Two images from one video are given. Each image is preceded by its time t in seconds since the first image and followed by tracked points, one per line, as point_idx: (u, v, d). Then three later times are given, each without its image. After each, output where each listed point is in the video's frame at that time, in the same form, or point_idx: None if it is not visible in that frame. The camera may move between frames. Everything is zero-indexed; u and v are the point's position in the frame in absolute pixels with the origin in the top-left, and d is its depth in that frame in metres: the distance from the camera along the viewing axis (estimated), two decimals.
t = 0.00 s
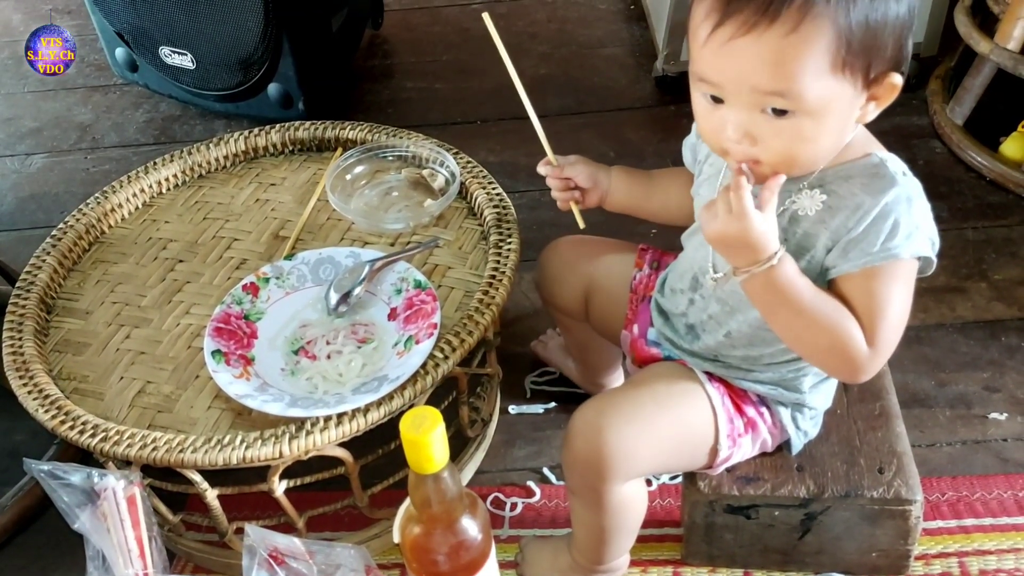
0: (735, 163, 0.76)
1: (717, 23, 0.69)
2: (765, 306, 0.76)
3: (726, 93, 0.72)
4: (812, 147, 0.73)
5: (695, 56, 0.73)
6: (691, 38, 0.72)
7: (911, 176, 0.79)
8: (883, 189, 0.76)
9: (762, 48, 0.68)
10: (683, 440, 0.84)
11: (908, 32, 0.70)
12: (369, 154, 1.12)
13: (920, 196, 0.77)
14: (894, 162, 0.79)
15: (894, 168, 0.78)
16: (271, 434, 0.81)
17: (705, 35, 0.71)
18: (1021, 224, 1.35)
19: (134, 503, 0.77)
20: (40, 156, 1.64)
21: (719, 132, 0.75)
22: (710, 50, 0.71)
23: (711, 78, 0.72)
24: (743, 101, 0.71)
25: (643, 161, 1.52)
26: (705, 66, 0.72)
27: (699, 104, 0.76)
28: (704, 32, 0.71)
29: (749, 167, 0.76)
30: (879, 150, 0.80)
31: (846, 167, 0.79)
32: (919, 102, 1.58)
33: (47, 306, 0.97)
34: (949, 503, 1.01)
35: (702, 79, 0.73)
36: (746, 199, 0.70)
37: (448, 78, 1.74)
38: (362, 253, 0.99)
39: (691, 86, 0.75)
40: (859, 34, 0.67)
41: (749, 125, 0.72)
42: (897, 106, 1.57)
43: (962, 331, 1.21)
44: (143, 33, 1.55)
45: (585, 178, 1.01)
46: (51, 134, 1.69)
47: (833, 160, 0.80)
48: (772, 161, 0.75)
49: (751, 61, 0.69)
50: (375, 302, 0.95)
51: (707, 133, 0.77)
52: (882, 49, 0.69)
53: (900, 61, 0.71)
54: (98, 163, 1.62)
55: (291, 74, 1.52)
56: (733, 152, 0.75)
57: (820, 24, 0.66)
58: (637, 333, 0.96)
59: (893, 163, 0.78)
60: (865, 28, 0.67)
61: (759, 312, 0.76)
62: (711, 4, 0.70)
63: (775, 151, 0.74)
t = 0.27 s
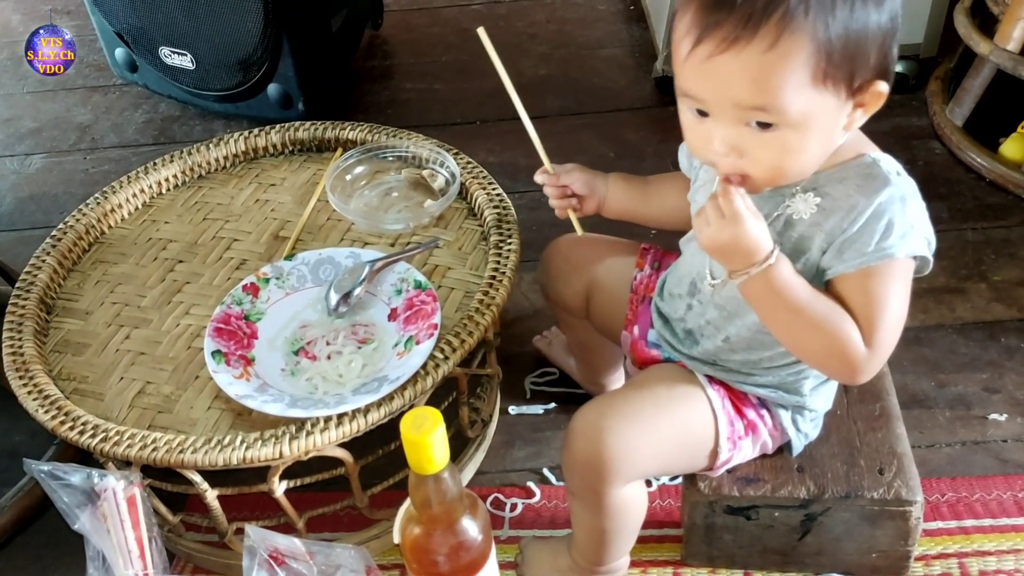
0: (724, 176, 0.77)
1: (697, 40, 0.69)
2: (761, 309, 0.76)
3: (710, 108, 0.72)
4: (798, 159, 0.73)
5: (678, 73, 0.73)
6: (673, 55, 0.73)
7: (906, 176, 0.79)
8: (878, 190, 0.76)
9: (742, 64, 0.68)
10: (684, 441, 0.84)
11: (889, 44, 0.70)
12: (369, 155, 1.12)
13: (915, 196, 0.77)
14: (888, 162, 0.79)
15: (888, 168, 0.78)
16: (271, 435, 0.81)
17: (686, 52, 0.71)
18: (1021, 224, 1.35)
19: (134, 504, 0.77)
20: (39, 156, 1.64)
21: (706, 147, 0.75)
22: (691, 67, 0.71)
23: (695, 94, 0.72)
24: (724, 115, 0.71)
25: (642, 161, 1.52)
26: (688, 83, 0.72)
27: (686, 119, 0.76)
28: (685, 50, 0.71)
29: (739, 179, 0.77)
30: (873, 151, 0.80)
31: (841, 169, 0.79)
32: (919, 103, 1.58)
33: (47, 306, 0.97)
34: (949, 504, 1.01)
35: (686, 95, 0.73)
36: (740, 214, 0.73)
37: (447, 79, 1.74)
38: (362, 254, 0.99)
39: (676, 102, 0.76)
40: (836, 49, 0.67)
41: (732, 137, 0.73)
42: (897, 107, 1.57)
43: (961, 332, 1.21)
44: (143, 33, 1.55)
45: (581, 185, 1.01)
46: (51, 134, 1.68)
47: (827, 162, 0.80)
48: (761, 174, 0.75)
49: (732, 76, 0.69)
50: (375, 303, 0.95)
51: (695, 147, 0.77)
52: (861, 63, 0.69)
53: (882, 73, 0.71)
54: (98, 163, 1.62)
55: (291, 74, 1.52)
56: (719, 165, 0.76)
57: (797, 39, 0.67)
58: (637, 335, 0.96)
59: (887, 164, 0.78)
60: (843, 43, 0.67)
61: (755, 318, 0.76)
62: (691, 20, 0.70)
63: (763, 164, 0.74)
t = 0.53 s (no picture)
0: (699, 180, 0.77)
1: (663, 48, 0.70)
2: (742, 301, 0.78)
3: (678, 115, 0.72)
4: (769, 164, 0.73)
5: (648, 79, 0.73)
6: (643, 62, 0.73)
7: (889, 176, 0.78)
8: (858, 191, 0.76)
9: (703, 74, 0.68)
10: (685, 446, 0.84)
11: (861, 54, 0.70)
12: (369, 155, 1.12)
13: (897, 195, 0.76)
14: (872, 161, 0.78)
15: (870, 168, 0.77)
16: (271, 435, 0.81)
17: (653, 59, 0.71)
18: (1020, 225, 1.35)
19: (133, 504, 0.77)
20: (38, 157, 1.64)
21: (679, 152, 0.75)
22: (658, 75, 0.71)
23: (663, 100, 0.72)
24: (692, 121, 0.72)
25: (642, 162, 1.52)
26: (657, 89, 0.72)
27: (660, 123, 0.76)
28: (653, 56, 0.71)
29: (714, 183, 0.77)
30: (856, 151, 0.79)
31: (823, 172, 0.78)
32: (918, 104, 1.58)
33: (46, 307, 0.97)
34: (948, 504, 1.01)
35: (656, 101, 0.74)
36: (711, 217, 0.74)
37: (447, 80, 1.74)
38: (361, 254, 0.99)
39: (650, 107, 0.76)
40: (803, 60, 0.67)
41: (701, 143, 0.73)
42: (896, 107, 1.57)
43: (961, 332, 1.21)
44: (142, 34, 1.55)
45: (569, 196, 1.01)
46: (51, 135, 1.69)
47: (812, 164, 0.79)
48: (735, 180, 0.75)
49: (695, 85, 0.69)
50: (375, 304, 0.95)
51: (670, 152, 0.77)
52: (830, 73, 0.68)
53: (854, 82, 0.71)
54: (97, 164, 1.62)
55: (290, 75, 1.52)
56: (690, 170, 0.76)
57: (763, 50, 0.66)
58: (633, 338, 0.96)
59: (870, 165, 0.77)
60: (810, 54, 0.67)
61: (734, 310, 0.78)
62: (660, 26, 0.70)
63: (734, 169, 0.74)
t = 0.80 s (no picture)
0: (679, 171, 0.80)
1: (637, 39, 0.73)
2: (715, 301, 0.80)
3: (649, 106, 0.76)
4: (728, 172, 0.74)
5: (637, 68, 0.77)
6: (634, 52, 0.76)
7: (884, 197, 0.76)
8: (843, 211, 0.75)
9: (657, 72, 0.71)
10: (677, 443, 0.84)
11: (851, 72, 0.69)
12: (368, 156, 1.12)
13: (884, 215, 0.75)
14: (866, 178, 0.76)
15: (863, 184, 0.76)
16: (271, 436, 0.81)
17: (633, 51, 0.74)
18: (1020, 226, 1.35)
19: (132, 506, 0.78)
20: (38, 157, 1.64)
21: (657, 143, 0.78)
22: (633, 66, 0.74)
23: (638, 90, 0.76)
24: (677, 120, 0.72)
25: (642, 163, 1.51)
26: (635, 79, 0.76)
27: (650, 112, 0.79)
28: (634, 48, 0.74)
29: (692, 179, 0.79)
30: (855, 166, 0.77)
31: (815, 184, 0.77)
32: (918, 105, 1.58)
33: (45, 308, 0.97)
34: (949, 506, 1.01)
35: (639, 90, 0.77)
36: (676, 217, 0.78)
37: (447, 80, 1.74)
38: (361, 255, 0.99)
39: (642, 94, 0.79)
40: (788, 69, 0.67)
41: (682, 143, 0.74)
42: (896, 108, 1.57)
43: (961, 333, 1.21)
44: (142, 34, 1.55)
45: (573, 178, 1.01)
46: (50, 135, 1.68)
47: (808, 174, 0.77)
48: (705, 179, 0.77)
49: (649, 81, 0.72)
50: (374, 305, 0.95)
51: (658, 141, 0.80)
52: (816, 86, 0.68)
53: (841, 100, 0.70)
54: (97, 164, 1.61)
55: (289, 75, 1.51)
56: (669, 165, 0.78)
57: (748, 55, 0.66)
58: (630, 336, 0.96)
59: (864, 189, 0.75)
60: (797, 64, 0.66)
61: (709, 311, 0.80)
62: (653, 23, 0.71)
63: (696, 170, 0.76)
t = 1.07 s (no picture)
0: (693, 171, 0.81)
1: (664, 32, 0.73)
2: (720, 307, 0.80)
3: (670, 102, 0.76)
4: (743, 175, 0.74)
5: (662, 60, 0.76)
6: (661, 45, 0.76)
7: (898, 210, 0.76)
8: (857, 222, 0.74)
9: (679, 69, 0.71)
10: (686, 451, 0.84)
11: (872, 91, 0.68)
12: (370, 156, 1.12)
13: (898, 229, 0.75)
14: (881, 190, 0.76)
15: (877, 197, 0.75)
16: (272, 437, 0.81)
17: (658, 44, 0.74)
18: (1021, 227, 1.35)
19: (134, 507, 0.77)
20: (39, 157, 1.64)
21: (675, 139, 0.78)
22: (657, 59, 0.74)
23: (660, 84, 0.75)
24: (695, 118, 0.72)
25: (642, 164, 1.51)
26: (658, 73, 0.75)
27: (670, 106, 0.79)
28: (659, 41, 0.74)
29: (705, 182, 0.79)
30: (870, 177, 0.77)
31: (829, 192, 0.76)
32: (919, 106, 1.58)
33: (46, 308, 0.97)
34: (950, 507, 1.01)
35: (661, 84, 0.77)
36: (689, 216, 0.78)
37: (448, 81, 1.74)
38: (362, 255, 0.99)
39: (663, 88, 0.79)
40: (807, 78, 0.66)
41: (697, 142, 0.74)
42: (897, 109, 1.57)
43: (962, 334, 1.21)
44: (143, 35, 1.55)
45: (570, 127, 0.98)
46: (51, 135, 1.68)
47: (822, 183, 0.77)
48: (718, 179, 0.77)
49: (671, 77, 0.72)
50: (375, 306, 0.95)
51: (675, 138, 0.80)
52: (833, 102, 0.67)
53: (861, 115, 0.69)
54: (98, 164, 1.61)
55: (290, 76, 1.51)
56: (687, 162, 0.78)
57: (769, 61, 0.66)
58: (637, 336, 0.95)
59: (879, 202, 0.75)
60: (818, 74, 0.66)
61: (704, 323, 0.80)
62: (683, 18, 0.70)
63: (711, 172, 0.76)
